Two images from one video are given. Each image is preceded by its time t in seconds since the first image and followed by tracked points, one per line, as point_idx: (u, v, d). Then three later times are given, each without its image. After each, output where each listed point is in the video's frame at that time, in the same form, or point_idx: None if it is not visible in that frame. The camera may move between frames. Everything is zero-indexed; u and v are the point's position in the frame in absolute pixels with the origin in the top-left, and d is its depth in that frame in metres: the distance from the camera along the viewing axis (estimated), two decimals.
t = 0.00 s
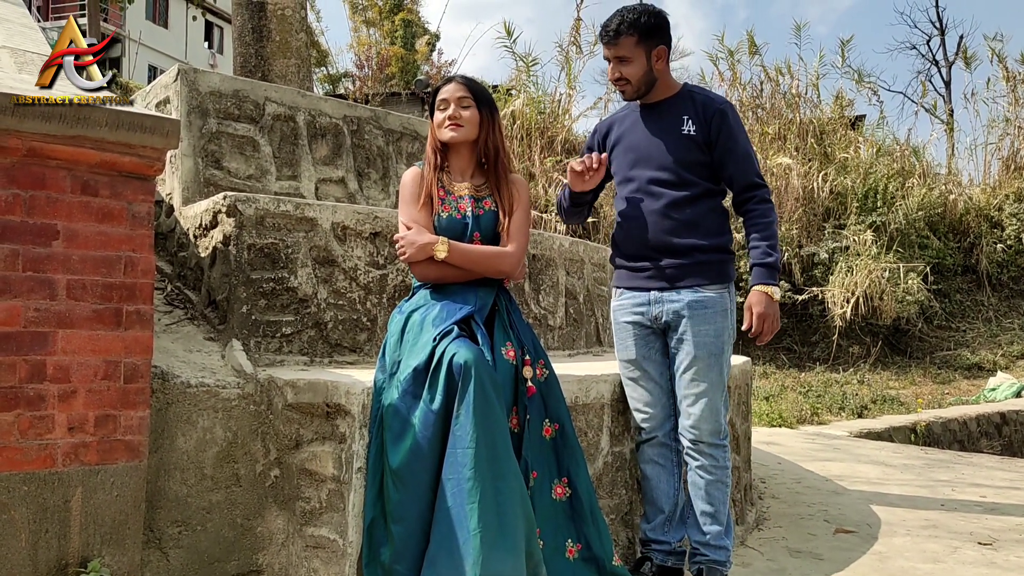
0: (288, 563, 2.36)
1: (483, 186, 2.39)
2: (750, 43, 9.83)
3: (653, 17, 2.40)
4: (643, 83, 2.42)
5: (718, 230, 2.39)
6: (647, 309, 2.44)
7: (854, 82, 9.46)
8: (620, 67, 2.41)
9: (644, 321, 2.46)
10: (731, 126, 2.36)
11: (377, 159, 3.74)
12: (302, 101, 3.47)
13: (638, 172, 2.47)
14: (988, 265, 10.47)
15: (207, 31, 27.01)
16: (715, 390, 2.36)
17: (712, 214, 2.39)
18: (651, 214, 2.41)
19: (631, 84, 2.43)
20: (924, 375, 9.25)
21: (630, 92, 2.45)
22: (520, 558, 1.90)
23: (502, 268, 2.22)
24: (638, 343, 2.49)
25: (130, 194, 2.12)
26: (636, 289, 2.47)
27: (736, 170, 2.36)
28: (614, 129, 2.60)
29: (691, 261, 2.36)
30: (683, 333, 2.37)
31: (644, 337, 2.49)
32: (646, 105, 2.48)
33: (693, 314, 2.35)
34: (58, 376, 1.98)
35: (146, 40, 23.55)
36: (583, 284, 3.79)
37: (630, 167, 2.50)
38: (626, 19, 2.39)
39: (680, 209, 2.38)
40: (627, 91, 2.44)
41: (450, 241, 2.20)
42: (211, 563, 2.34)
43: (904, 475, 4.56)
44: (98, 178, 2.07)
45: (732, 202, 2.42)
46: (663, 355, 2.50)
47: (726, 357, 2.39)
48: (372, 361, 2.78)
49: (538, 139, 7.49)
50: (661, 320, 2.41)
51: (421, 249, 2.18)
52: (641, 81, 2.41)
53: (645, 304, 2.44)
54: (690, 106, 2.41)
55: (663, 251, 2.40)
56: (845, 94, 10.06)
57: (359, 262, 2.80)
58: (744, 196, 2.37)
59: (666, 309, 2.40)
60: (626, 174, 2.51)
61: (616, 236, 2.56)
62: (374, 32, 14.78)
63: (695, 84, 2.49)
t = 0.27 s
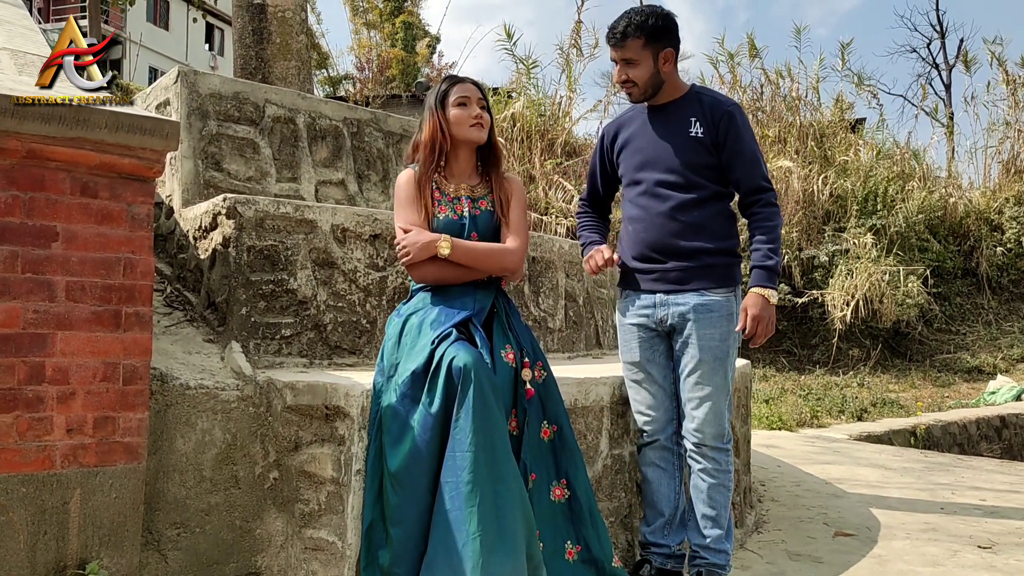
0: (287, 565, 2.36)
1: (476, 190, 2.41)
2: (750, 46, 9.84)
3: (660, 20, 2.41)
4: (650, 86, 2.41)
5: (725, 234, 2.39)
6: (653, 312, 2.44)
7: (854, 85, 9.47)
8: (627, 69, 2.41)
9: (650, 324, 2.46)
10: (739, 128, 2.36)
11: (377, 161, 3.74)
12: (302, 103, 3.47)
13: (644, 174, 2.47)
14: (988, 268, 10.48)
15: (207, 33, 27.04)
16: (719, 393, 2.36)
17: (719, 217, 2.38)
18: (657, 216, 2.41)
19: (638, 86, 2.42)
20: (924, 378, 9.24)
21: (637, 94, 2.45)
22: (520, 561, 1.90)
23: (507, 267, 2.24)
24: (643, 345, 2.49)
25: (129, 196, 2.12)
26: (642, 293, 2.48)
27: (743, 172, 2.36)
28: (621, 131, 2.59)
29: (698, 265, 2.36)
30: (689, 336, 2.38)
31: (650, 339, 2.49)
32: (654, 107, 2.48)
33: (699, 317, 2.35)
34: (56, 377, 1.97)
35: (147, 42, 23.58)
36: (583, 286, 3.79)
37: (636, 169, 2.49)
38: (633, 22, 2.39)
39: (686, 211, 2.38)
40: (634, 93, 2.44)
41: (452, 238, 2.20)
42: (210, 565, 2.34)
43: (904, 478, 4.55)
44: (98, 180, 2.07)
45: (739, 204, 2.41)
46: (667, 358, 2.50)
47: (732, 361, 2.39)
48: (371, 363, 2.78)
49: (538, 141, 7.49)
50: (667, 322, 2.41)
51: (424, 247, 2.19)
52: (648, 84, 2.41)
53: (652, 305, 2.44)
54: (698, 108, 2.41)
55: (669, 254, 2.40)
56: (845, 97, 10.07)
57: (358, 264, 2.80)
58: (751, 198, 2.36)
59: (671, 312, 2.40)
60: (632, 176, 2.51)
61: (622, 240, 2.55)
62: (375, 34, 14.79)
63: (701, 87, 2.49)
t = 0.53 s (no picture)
0: (285, 567, 2.35)
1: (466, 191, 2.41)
2: (749, 47, 9.85)
3: (670, 19, 2.40)
4: (660, 84, 2.41)
5: (735, 234, 2.39)
6: (662, 312, 2.43)
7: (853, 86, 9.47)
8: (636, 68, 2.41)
9: (658, 324, 2.45)
10: (751, 127, 2.35)
11: (376, 162, 3.74)
12: (301, 103, 3.47)
13: (655, 173, 2.46)
14: (987, 268, 10.48)
15: (207, 34, 27.04)
16: (728, 396, 2.36)
17: (729, 217, 2.39)
18: (667, 216, 2.41)
19: (648, 85, 2.42)
20: (924, 379, 9.24)
21: (646, 93, 2.45)
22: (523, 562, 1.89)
23: (535, 270, 2.35)
24: (651, 346, 2.48)
25: (128, 197, 2.12)
26: (650, 292, 2.47)
27: (755, 172, 2.35)
28: (631, 130, 2.59)
29: (708, 266, 2.36)
30: (698, 338, 2.37)
31: (657, 340, 2.48)
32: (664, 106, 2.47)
33: (708, 319, 2.35)
34: (54, 379, 1.97)
35: (146, 42, 23.57)
36: (582, 287, 3.79)
37: (646, 169, 2.49)
38: (643, 20, 2.39)
39: (696, 212, 2.38)
40: (644, 92, 2.44)
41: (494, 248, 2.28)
42: (209, 566, 2.34)
43: (903, 479, 4.55)
44: (96, 181, 2.06)
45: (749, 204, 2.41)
46: (673, 360, 2.49)
47: (741, 364, 2.39)
48: (370, 364, 2.78)
49: (538, 142, 7.49)
50: (676, 323, 2.41)
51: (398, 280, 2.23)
52: (657, 83, 2.41)
53: (661, 306, 2.43)
54: (709, 107, 2.41)
55: (679, 254, 2.40)
56: (845, 98, 10.07)
57: (357, 265, 2.80)
58: (761, 199, 2.36)
59: (682, 312, 2.39)
60: (641, 176, 2.51)
61: (632, 239, 2.56)
62: (374, 35, 14.78)
63: (712, 85, 2.48)
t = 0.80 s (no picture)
0: (284, 569, 2.34)
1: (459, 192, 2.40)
2: (747, 48, 9.86)
3: (681, 22, 2.37)
4: (670, 88, 2.39)
5: (742, 237, 2.39)
6: (663, 310, 2.41)
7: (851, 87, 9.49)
8: (646, 72, 2.38)
9: (658, 322, 2.43)
10: (762, 130, 2.35)
11: (375, 164, 3.74)
12: (299, 105, 3.47)
13: (663, 175, 2.44)
14: (987, 270, 10.49)
15: (206, 36, 27.06)
16: (730, 399, 2.37)
17: (737, 220, 2.38)
18: (674, 218, 2.40)
19: (658, 89, 2.40)
20: (923, 380, 9.25)
21: (656, 97, 2.43)
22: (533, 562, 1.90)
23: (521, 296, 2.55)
24: (647, 343, 2.45)
25: (126, 199, 2.11)
26: (652, 290, 2.45)
27: (766, 175, 2.35)
28: (637, 130, 2.56)
29: (716, 268, 2.36)
30: (701, 338, 2.37)
31: (654, 337, 2.45)
32: (673, 108, 2.45)
33: (713, 322, 2.35)
34: (53, 381, 1.97)
35: (145, 44, 23.57)
36: (581, 289, 3.79)
37: (653, 171, 2.47)
38: (654, 23, 2.35)
39: (704, 214, 2.37)
40: (653, 96, 2.42)
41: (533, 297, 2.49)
42: (207, 569, 2.33)
43: (902, 481, 4.55)
44: (94, 183, 2.06)
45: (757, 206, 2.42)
46: (665, 359, 2.47)
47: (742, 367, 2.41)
48: (369, 366, 2.78)
49: (537, 144, 7.49)
50: (677, 322, 2.40)
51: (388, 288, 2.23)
52: (668, 87, 2.38)
53: (664, 304, 2.41)
54: (719, 110, 2.40)
55: (686, 255, 2.39)
56: (843, 100, 10.07)
57: (356, 267, 2.80)
58: (770, 202, 2.37)
59: (685, 312, 2.38)
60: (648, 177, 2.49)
61: (636, 240, 2.54)
62: (373, 36, 14.80)
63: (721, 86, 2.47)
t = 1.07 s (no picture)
0: (282, 570, 2.34)
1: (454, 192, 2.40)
2: (747, 49, 9.86)
3: (689, 24, 2.35)
4: (682, 95, 2.37)
5: (738, 239, 2.40)
6: (658, 308, 2.40)
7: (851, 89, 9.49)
8: (658, 81, 2.35)
9: (652, 319, 2.41)
10: (766, 135, 2.36)
11: (374, 164, 3.74)
12: (299, 105, 3.47)
13: (663, 175, 2.42)
14: (986, 271, 10.49)
15: (205, 36, 27.08)
16: (726, 401, 2.37)
17: (736, 223, 2.39)
18: (674, 216, 2.37)
19: (671, 96, 2.38)
20: (922, 381, 9.25)
21: (667, 103, 2.40)
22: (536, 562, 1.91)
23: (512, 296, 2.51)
24: (639, 339, 2.43)
25: (125, 199, 2.11)
26: (643, 286, 2.43)
27: (766, 180, 2.37)
28: (637, 128, 2.53)
29: (714, 268, 2.36)
30: (699, 339, 2.37)
31: (647, 334, 2.43)
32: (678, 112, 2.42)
33: (710, 322, 2.35)
34: (51, 380, 1.97)
35: (145, 45, 23.59)
36: (580, 290, 3.79)
37: (653, 169, 2.44)
38: (662, 30, 2.31)
39: (704, 215, 2.36)
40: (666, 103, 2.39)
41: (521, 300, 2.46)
42: (206, 569, 2.33)
43: (902, 481, 4.56)
44: (93, 182, 2.06)
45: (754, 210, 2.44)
46: (655, 356, 2.45)
47: (736, 369, 2.41)
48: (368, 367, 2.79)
49: (536, 144, 7.49)
50: (673, 321, 2.38)
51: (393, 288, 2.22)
52: (681, 93, 2.36)
53: (661, 301, 2.39)
54: (723, 112, 2.38)
55: (684, 254, 2.37)
56: (843, 101, 10.08)
57: (355, 267, 2.81)
58: (771, 206, 2.38)
59: (682, 311, 2.37)
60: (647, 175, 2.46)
61: (630, 237, 2.52)
62: (373, 37, 14.83)
63: (722, 88, 2.46)
